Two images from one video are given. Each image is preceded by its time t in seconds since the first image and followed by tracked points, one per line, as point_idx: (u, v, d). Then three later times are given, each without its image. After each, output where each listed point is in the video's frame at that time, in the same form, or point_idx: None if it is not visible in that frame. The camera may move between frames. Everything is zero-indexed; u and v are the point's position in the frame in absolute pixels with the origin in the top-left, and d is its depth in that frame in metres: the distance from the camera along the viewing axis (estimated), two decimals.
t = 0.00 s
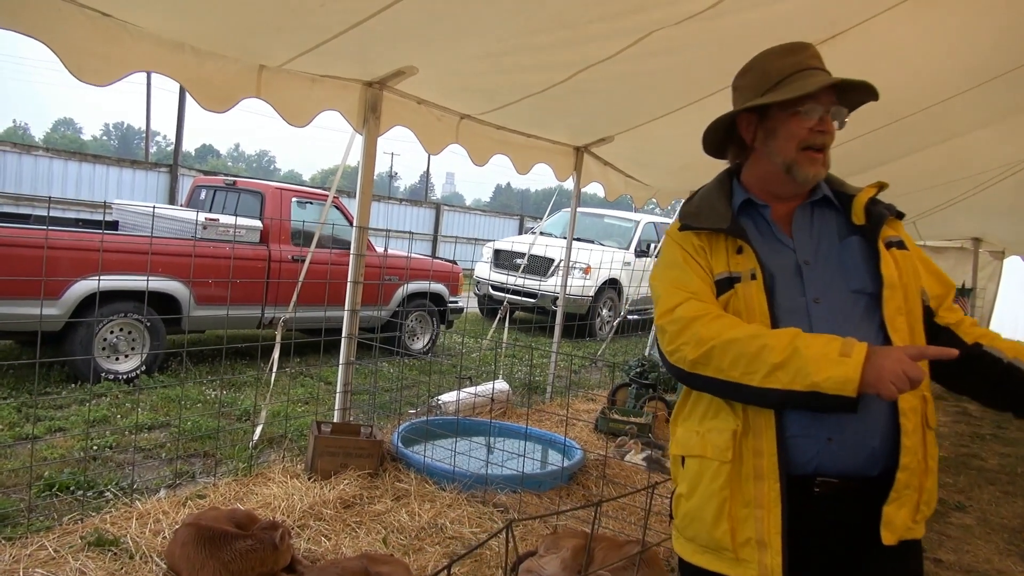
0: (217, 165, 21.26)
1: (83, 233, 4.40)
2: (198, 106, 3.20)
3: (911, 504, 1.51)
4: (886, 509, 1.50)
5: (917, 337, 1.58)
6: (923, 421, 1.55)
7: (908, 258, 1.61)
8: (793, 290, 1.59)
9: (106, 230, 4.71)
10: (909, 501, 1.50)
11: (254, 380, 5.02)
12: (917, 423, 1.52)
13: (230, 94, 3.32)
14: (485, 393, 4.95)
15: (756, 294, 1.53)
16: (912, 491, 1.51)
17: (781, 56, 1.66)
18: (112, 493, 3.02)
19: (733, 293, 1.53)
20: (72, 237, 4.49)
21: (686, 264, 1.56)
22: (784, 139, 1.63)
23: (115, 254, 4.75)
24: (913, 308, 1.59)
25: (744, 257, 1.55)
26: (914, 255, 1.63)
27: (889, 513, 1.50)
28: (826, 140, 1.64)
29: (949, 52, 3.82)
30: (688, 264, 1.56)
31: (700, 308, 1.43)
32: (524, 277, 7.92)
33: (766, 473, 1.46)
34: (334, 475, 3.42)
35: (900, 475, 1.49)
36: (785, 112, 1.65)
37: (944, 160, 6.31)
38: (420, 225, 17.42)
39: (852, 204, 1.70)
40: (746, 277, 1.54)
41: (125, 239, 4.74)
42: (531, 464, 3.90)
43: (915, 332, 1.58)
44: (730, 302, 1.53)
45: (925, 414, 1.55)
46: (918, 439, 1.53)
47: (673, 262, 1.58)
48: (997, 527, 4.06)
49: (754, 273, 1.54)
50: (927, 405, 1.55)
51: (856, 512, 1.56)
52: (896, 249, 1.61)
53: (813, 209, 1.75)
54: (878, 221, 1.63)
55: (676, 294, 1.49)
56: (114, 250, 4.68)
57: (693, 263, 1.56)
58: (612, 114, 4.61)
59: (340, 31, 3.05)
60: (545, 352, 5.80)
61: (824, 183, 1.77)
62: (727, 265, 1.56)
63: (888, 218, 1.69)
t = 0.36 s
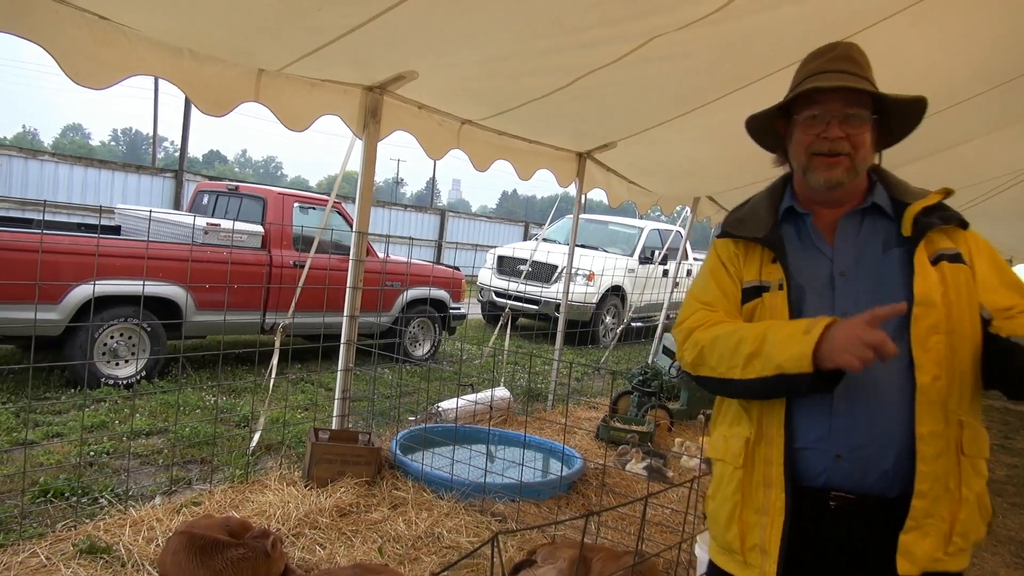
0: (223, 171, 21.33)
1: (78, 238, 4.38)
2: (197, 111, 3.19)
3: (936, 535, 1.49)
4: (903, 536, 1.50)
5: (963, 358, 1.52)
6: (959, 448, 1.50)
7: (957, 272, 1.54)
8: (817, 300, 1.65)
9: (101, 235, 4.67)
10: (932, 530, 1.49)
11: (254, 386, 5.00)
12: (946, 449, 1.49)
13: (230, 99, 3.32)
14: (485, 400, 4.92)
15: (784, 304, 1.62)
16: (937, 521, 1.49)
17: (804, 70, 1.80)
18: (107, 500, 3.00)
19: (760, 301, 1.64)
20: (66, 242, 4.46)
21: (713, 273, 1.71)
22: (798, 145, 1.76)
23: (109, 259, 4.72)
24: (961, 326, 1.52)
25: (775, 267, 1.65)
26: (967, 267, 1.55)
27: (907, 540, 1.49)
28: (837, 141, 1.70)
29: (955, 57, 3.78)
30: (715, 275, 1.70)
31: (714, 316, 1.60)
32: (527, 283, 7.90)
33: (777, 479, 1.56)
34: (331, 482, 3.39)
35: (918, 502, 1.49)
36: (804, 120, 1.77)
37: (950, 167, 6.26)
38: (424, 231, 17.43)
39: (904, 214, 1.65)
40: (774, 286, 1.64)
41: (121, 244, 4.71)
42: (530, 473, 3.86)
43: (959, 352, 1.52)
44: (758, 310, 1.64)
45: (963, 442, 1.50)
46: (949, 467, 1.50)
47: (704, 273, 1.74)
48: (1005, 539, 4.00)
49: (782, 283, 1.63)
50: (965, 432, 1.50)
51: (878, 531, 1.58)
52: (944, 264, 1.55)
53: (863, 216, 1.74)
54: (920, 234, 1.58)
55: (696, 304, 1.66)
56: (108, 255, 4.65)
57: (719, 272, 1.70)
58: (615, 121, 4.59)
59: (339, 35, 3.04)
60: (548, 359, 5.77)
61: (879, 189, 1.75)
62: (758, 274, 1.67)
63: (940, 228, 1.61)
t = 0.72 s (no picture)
0: (256, 201, 21.72)
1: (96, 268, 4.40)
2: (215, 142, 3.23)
3: (950, 568, 1.50)
4: (912, 565, 1.54)
5: (1000, 390, 1.49)
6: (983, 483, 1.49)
7: (1002, 300, 1.50)
8: (848, 325, 1.72)
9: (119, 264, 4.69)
10: (946, 564, 1.50)
11: (279, 413, 5.01)
12: (966, 483, 1.49)
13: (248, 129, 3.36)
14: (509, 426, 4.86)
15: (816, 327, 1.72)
16: (952, 554, 1.50)
17: (858, 90, 1.83)
18: (127, 529, 3.00)
19: (794, 323, 1.75)
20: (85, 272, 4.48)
21: (756, 294, 1.85)
22: (851, 165, 1.77)
23: (128, 288, 4.73)
24: (1001, 356, 1.49)
25: (810, 291, 1.75)
26: (1016, 296, 1.50)
27: (915, 569, 1.53)
28: (892, 160, 1.71)
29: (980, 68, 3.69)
30: (756, 298, 1.84)
31: (749, 339, 1.74)
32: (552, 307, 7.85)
33: (791, 501, 1.70)
34: (351, 511, 3.36)
35: (928, 534, 1.51)
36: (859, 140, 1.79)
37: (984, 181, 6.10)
38: (453, 257, 17.50)
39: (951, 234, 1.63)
40: (808, 310, 1.74)
41: (139, 273, 4.72)
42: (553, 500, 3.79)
43: (993, 384, 1.49)
44: (793, 331, 1.76)
45: (988, 478, 1.49)
46: (970, 503, 1.50)
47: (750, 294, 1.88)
48: None
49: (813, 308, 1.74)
50: (993, 467, 1.49)
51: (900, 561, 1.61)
52: (987, 290, 1.52)
53: (911, 237, 1.74)
54: (956, 260, 1.58)
55: (736, 325, 1.81)
56: (126, 284, 4.67)
57: (760, 296, 1.84)
58: (634, 142, 4.56)
59: (352, 64, 3.07)
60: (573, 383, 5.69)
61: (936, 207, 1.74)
62: (795, 297, 1.78)
63: (987, 252, 1.57)
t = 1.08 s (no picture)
0: (282, 209, 21.94)
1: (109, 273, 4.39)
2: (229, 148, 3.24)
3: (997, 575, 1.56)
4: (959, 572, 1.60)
5: None
6: None
7: None
8: (882, 339, 1.79)
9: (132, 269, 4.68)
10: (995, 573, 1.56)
11: (297, 419, 5.02)
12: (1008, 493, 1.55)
13: (263, 135, 3.37)
14: (525, 434, 4.81)
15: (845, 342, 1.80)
16: (999, 562, 1.56)
17: (910, 103, 1.82)
18: (140, 534, 3.01)
19: (824, 338, 1.84)
20: (97, 277, 4.48)
21: (786, 310, 1.94)
22: (912, 177, 1.77)
23: (141, 294, 4.73)
24: None
25: (842, 306, 1.83)
26: None
27: None
28: (958, 175, 1.72)
29: (1010, 67, 3.59)
30: (784, 314, 1.93)
31: (775, 358, 1.84)
32: (572, 314, 7.80)
33: (831, 513, 1.78)
34: (363, 518, 3.34)
35: (975, 545, 1.57)
36: (913, 153, 1.79)
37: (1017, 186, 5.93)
38: (475, 264, 17.52)
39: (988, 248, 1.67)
40: (838, 325, 1.82)
41: (152, 278, 4.71)
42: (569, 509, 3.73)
43: None
44: (824, 344, 1.85)
45: None
46: (1010, 511, 1.57)
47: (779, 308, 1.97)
48: None
49: (845, 323, 1.81)
50: None
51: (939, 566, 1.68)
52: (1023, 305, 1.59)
53: (945, 251, 1.78)
54: (994, 275, 1.63)
55: (764, 344, 1.91)
56: (139, 290, 4.66)
57: (789, 312, 1.93)
58: (653, 147, 4.52)
59: (366, 69, 3.06)
60: (592, 391, 5.64)
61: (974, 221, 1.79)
62: (826, 312, 1.86)
63: None
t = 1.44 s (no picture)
0: (298, 211, 22.06)
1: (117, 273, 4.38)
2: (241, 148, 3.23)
3: None
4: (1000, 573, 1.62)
5: None
6: None
7: None
8: (923, 346, 1.79)
9: (141, 268, 4.66)
10: None
11: (307, 421, 5.01)
12: None
13: (275, 136, 3.37)
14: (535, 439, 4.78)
15: (884, 356, 1.81)
16: None
17: (910, 132, 1.88)
18: (146, 533, 3.01)
19: (863, 351, 1.85)
20: (106, 275, 4.47)
21: (827, 323, 1.97)
22: (908, 205, 1.85)
23: (149, 293, 4.71)
24: None
25: (881, 321, 1.83)
26: None
27: None
28: (943, 200, 1.75)
29: None
30: (826, 327, 1.96)
31: (813, 374, 1.88)
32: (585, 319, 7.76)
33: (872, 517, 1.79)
34: (370, 521, 3.32)
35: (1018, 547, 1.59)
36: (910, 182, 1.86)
37: None
38: (489, 267, 17.52)
39: None
40: (877, 338, 1.83)
41: (161, 278, 4.70)
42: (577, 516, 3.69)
43: None
44: (862, 358, 1.86)
45: None
46: None
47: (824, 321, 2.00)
48: None
49: (884, 336, 1.82)
50: None
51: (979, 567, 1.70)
52: None
53: (985, 262, 1.78)
54: None
55: (804, 360, 1.94)
56: (148, 289, 4.64)
57: (831, 324, 1.96)
58: (668, 151, 4.47)
59: (378, 70, 3.05)
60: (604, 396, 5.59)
61: (1006, 234, 1.76)
62: (866, 326, 1.87)
63: None
